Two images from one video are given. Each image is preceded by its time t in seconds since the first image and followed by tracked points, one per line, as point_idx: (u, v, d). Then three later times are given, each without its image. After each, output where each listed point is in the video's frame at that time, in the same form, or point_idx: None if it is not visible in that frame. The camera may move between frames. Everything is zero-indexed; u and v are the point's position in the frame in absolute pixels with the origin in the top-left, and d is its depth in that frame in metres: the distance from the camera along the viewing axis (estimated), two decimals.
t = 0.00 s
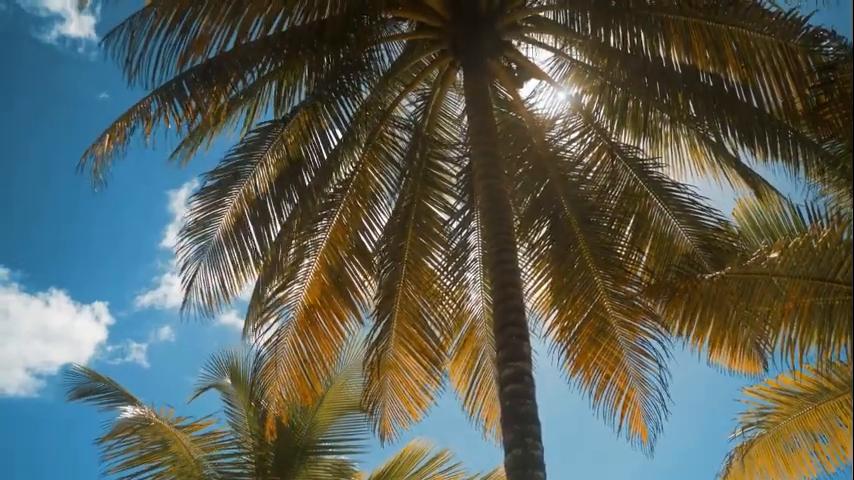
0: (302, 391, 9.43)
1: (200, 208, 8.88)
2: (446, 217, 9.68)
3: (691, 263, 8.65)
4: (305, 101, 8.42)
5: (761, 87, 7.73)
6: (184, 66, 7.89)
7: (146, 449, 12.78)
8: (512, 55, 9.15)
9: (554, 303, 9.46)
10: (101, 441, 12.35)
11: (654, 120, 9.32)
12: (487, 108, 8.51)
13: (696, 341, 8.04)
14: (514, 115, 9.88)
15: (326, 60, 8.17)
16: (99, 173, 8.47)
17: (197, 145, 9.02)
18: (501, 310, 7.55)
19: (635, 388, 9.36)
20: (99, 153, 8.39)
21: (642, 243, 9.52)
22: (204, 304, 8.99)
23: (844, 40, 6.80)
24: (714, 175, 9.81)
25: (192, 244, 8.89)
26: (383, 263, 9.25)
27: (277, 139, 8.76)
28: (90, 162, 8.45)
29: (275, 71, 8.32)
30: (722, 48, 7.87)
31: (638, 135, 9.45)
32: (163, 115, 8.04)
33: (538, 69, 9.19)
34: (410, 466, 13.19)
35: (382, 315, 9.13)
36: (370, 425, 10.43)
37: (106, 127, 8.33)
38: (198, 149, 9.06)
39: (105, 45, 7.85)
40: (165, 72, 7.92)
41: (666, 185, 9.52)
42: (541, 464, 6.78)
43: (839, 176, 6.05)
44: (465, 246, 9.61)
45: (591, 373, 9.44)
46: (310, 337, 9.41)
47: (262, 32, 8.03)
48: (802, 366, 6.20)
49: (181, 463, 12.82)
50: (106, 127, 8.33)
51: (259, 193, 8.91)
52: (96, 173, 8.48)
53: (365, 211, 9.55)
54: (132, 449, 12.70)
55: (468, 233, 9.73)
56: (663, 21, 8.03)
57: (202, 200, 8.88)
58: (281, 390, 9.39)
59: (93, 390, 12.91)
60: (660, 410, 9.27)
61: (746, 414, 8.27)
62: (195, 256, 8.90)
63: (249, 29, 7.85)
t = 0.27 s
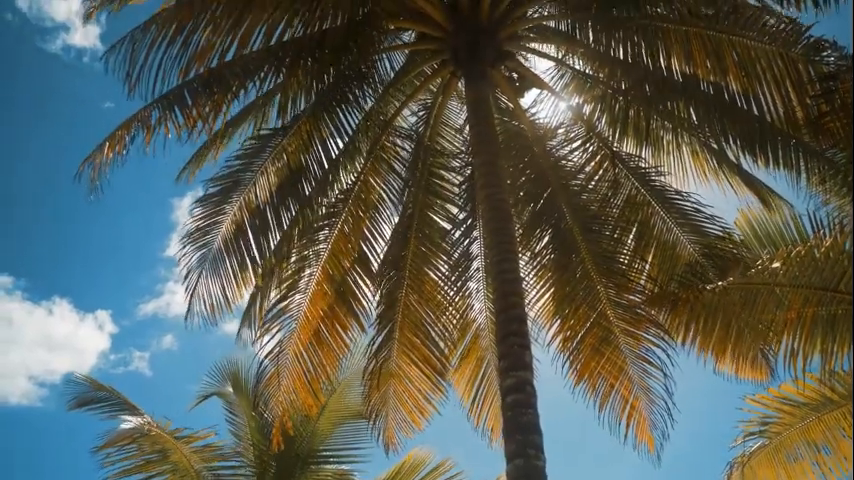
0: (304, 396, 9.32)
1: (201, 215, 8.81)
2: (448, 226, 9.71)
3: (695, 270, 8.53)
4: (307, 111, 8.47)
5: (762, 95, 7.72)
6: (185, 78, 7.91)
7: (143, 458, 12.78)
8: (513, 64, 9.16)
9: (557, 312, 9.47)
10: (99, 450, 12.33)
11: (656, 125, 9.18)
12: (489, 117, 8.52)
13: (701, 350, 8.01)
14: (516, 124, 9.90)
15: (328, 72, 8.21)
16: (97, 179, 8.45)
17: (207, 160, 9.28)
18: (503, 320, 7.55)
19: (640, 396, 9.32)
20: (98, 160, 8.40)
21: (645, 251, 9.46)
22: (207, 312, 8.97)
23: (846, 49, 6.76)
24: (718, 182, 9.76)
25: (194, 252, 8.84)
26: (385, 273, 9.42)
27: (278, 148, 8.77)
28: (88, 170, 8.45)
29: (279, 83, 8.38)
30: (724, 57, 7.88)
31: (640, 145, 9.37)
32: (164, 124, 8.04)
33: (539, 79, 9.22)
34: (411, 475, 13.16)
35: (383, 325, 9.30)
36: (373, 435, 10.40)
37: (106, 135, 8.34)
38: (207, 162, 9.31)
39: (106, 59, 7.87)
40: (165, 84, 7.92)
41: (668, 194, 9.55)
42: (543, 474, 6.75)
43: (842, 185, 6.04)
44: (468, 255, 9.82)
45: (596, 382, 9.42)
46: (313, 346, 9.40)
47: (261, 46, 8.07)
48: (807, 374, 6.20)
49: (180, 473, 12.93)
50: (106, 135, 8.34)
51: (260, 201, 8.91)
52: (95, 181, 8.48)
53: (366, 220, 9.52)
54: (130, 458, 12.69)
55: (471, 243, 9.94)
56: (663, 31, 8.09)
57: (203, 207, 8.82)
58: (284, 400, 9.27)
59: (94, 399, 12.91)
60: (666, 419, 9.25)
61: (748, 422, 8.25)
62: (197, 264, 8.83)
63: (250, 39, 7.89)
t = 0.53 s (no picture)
0: (303, 410, 9.36)
1: (204, 227, 8.80)
2: (449, 236, 9.75)
3: (696, 280, 8.54)
4: (308, 122, 8.52)
5: (762, 106, 7.75)
6: (185, 89, 7.94)
7: (143, 469, 12.75)
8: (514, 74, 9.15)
9: (558, 324, 9.45)
10: (99, 460, 12.31)
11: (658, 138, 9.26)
12: (490, 127, 8.53)
13: (703, 360, 8.01)
14: (517, 134, 9.96)
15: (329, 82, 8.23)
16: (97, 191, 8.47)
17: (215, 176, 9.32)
18: (504, 330, 7.54)
19: (644, 406, 9.31)
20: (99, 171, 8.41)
21: (646, 261, 9.53)
22: (209, 323, 8.97)
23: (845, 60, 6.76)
24: (719, 191, 9.78)
25: (197, 264, 8.83)
26: (386, 282, 9.40)
27: (280, 159, 8.73)
28: (88, 181, 8.46)
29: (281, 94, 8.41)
30: (724, 68, 7.91)
31: (640, 155, 9.43)
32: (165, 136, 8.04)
33: (540, 89, 9.25)
34: None
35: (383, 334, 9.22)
36: (371, 445, 10.40)
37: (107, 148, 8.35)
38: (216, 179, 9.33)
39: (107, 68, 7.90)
40: (165, 95, 7.98)
41: (669, 203, 9.54)
42: None
43: (843, 195, 6.03)
44: (470, 266, 9.89)
45: (600, 391, 9.39)
46: (312, 355, 9.37)
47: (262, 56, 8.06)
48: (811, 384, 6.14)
49: None
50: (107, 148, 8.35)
51: (262, 211, 8.89)
52: (95, 191, 8.49)
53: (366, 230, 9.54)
54: (130, 468, 12.67)
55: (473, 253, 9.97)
56: (663, 42, 8.10)
57: (206, 218, 8.82)
58: (284, 409, 9.31)
59: (94, 408, 12.90)
60: (672, 427, 9.24)
61: (750, 432, 8.22)
62: (200, 276, 8.81)
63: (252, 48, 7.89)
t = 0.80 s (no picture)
0: (298, 416, 9.36)
1: (208, 238, 8.81)
2: (450, 244, 9.75)
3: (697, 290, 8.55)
4: (309, 131, 8.57)
5: (763, 115, 7.75)
6: (186, 97, 8.00)
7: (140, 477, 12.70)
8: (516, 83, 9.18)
9: (557, 334, 9.42)
10: (97, 468, 12.28)
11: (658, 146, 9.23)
12: (492, 136, 8.55)
13: (704, 370, 8.01)
14: (519, 143, 10.01)
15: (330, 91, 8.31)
16: (100, 202, 8.49)
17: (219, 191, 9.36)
18: (506, 339, 7.54)
19: (645, 416, 9.31)
20: (100, 183, 8.43)
21: (648, 270, 9.50)
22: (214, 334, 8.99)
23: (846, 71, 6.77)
24: (719, 202, 9.80)
25: (200, 275, 8.84)
26: (384, 291, 9.32)
27: (282, 169, 8.79)
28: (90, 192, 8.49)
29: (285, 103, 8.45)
30: (725, 77, 7.95)
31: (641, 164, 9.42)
32: (168, 147, 8.06)
33: (542, 98, 9.28)
34: None
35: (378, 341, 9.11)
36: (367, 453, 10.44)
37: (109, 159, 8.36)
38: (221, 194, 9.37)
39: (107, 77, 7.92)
40: (167, 103, 7.96)
41: (671, 212, 9.54)
42: None
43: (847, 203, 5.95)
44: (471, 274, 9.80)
45: (600, 402, 9.40)
46: (308, 361, 9.36)
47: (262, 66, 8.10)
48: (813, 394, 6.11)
49: None
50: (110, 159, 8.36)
51: (264, 220, 8.84)
52: (97, 203, 8.52)
53: (366, 238, 9.51)
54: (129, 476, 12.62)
55: (474, 261, 9.90)
56: (664, 51, 8.14)
57: (210, 229, 8.83)
58: (280, 416, 9.37)
59: (93, 417, 12.88)
60: (675, 438, 9.20)
61: (752, 442, 8.19)
62: (204, 287, 8.80)
63: (253, 56, 7.94)
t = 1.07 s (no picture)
0: (290, 424, 9.37)
1: (207, 250, 8.74)
2: (452, 255, 9.76)
3: (700, 302, 8.59)
4: (313, 141, 8.62)
5: (765, 127, 7.76)
6: (186, 106, 8.02)
7: None
8: (518, 94, 9.19)
9: (557, 346, 9.41)
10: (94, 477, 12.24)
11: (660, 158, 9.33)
12: (495, 146, 8.56)
13: (704, 381, 8.01)
14: (519, 153, 9.99)
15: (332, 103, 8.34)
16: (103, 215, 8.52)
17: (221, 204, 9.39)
18: (507, 350, 7.54)
19: (644, 429, 9.28)
20: (104, 197, 8.44)
21: (649, 280, 9.45)
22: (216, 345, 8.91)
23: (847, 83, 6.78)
24: (719, 212, 9.82)
25: (200, 288, 8.74)
26: (384, 300, 9.40)
27: (284, 180, 8.86)
28: (94, 207, 8.52)
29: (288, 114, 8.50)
30: (726, 88, 8.00)
31: (643, 175, 9.52)
32: (170, 160, 8.06)
33: (544, 108, 9.31)
34: None
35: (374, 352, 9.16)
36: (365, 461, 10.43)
37: (113, 172, 8.37)
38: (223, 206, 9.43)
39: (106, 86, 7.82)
40: (167, 112, 7.93)
41: (673, 223, 9.54)
42: None
43: (846, 214, 6.04)
44: (472, 285, 9.83)
45: (599, 415, 9.36)
46: (304, 370, 9.34)
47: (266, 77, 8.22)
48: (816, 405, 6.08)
49: None
50: (114, 172, 8.37)
51: (265, 231, 8.85)
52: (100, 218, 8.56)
53: (366, 247, 9.48)
54: None
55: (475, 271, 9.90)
56: (667, 62, 8.18)
57: (209, 241, 8.77)
58: (272, 423, 9.39)
59: (93, 429, 13.08)
60: (672, 450, 9.17)
61: (755, 453, 8.15)
62: (204, 299, 8.72)
63: (256, 66, 8.04)
